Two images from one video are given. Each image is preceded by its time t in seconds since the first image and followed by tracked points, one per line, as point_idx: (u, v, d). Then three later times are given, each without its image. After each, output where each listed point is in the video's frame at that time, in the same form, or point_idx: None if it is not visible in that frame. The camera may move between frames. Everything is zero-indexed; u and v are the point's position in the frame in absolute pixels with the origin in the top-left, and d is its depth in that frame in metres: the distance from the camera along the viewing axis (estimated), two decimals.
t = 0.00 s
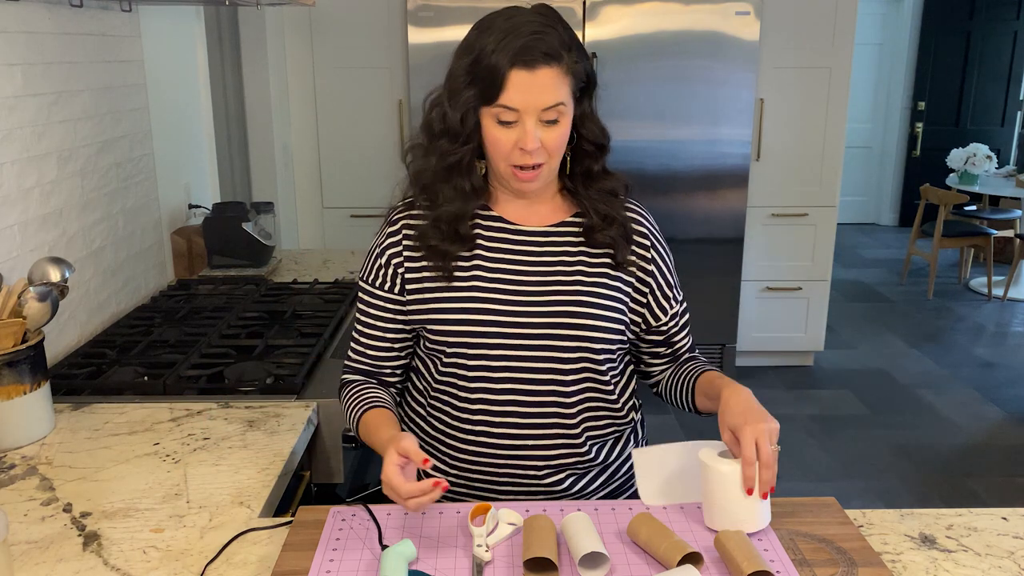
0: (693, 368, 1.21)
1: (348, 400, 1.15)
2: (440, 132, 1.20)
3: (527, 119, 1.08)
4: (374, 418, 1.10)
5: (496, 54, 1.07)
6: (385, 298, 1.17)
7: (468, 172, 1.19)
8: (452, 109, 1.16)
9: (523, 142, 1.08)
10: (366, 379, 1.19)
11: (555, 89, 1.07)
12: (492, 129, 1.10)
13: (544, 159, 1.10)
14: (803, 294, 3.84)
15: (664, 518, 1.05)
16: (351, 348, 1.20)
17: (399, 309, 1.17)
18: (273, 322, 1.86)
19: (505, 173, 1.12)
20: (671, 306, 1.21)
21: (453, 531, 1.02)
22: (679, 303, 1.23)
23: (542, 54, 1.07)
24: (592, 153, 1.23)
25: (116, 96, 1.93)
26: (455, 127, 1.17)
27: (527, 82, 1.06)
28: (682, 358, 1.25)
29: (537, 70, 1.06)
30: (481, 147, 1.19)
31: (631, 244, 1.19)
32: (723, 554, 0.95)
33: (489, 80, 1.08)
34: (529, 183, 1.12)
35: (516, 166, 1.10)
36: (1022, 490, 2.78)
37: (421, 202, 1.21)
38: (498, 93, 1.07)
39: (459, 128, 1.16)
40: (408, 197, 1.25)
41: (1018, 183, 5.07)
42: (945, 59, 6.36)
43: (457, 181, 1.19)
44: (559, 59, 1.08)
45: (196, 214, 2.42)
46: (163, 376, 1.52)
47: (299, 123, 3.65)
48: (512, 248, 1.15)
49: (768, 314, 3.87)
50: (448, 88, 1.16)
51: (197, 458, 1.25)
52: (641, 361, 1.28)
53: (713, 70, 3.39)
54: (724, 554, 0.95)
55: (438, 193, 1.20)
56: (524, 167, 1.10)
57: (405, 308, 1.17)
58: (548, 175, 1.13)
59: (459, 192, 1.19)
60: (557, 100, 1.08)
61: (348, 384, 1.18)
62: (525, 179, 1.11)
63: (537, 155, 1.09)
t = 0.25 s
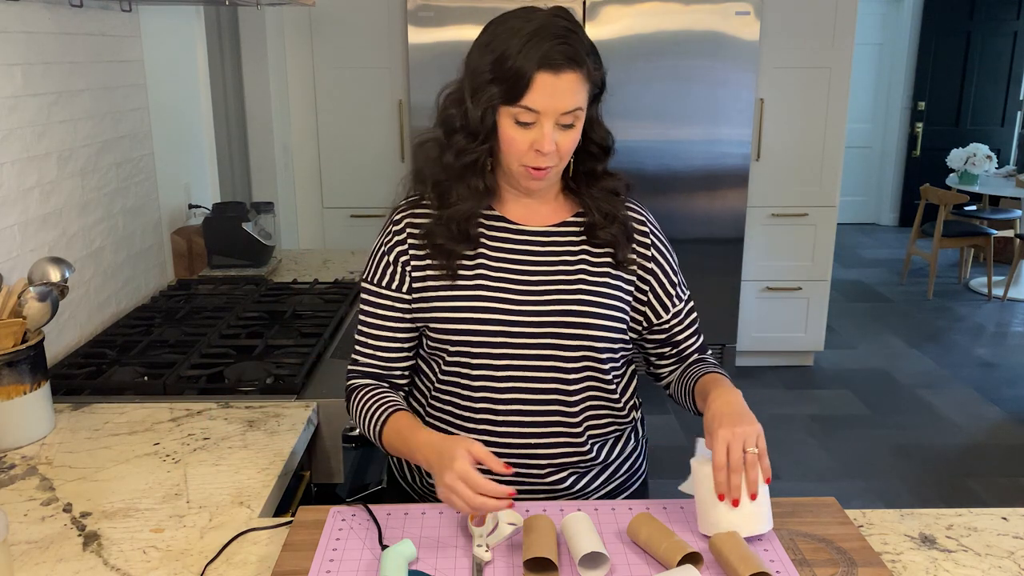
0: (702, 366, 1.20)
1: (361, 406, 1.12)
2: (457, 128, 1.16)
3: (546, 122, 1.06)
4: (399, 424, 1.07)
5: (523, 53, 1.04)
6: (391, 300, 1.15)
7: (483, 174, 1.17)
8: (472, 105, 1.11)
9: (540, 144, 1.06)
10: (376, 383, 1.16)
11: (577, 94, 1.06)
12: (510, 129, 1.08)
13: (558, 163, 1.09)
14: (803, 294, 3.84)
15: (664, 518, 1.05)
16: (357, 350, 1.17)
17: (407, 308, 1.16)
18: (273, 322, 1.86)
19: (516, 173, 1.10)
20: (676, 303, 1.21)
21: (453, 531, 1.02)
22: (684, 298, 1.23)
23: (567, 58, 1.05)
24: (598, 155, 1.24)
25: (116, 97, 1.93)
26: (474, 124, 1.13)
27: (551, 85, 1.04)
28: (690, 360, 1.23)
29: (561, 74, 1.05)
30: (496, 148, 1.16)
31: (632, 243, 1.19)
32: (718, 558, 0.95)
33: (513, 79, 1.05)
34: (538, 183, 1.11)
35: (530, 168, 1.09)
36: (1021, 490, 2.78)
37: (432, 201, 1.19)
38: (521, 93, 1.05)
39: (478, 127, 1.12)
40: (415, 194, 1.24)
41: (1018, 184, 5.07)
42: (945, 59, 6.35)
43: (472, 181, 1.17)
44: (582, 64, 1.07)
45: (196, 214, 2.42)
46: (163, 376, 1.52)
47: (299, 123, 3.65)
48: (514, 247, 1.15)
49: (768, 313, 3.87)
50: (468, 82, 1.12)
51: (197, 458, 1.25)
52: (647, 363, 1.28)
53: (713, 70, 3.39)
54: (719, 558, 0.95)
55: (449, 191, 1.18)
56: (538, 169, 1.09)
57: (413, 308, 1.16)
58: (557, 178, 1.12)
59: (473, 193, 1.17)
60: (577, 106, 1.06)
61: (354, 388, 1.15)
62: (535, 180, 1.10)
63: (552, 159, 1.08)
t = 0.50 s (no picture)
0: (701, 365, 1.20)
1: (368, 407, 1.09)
2: (469, 129, 1.15)
3: (557, 126, 1.06)
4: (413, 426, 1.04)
5: (537, 56, 1.04)
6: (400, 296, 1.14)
7: (493, 177, 1.17)
8: (485, 106, 1.10)
9: (551, 148, 1.06)
10: (386, 382, 1.13)
11: (589, 100, 1.06)
12: (520, 131, 1.08)
13: (566, 165, 1.10)
14: (803, 294, 3.84)
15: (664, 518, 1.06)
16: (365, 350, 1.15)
17: (417, 305, 1.15)
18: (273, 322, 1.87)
19: (523, 174, 1.11)
20: (678, 302, 1.22)
21: (453, 531, 1.02)
22: (687, 296, 1.23)
23: (580, 63, 1.05)
24: (602, 158, 1.24)
25: (116, 96, 1.93)
26: (486, 126, 1.12)
27: (564, 90, 1.04)
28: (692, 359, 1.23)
29: (575, 79, 1.04)
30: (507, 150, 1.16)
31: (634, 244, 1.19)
32: (717, 558, 0.95)
33: (527, 83, 1.04)
34: (545, 185, 1.12)
35: (537, 170, 1.09)
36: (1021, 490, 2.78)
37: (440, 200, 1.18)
38: (533, 97, 1.05)
39: (490, 129, 1.12)
40: (421, 193, 1.23)
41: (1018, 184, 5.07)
42: (945, 59, 6.35)
43: (483, 184, 1.17)
44: (594, 69, 1.07)
45: (196, 214, 2.42)
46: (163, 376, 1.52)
47: (299, 124, 3.65)
48: (516, 247, 1.15)
49: (768, 313, 3.87)
50: (480, 83, 1.11)
51: (197, 458, 1.25)
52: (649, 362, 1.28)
53: (713, 70, 3.39)
54: (718, 559, 0.95)
55: (458, 192, 1.17)
56: (546, 171, 1.09)
57: (422, 306, 1.16)
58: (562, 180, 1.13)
59: (484, 196, 1.17)
60: (588, 111, 1.07)
61: (361, 389, 1.12)
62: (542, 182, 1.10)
63: (561, 162, 1.08)
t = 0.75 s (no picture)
0: (677, 375, 1.21)
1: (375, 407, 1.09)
2: (467, 134, 1.16)
3: (555, 132, 1.06)
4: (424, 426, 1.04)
5: (534, 63, 1.04)
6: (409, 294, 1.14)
7: (494, 180, 1.17)
8: (483, 112, 1.11)
9: (548, 153, 1.06)
10: (393, 382, 1.13)
11: (587, 106, 1.05)
12: (518, 136, 1.08)
13: (564, 172, 1.09)
14: (803, 294, 3.84)
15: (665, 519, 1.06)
16: (372, 350, 1.14)
17: (424, 303, 1.15)
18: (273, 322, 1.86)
19: (522, 180, 1.11)
20: (672, 308, 1.22)
21: (453, 531, 1.02)
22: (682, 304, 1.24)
23: (579, 70, 1.04)
24: (607, 164, 1.24)
25: (116, 97, 1.93)
26: (484, 131, 1.13)
27: (562, 97, 1.04)
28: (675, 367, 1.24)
29: (572, 86, 1.04)
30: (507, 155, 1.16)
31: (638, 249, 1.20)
32: (721, 553, 0.95)
33: (524, 89, 1.04)
34: (544, 191, 1.11)
35: (535, 176, 1.09)
36: (1021, 490, 2.78)
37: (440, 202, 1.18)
38: (531, 102, 1.05)
39: (489, 134, 1.12)
40: (424, 193, 1.23)
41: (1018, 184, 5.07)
42: (945, 58, 6.35)
43: (483, 188, 1.17)
44: (594, 76, 1.06)
45: (196, 214, 2.42)
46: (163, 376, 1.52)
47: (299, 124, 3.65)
48: (521, 247, 1.15)
49: (768, 313, 3.87)
50: (479, 88, 1.11)
51: (197, 458, 1.25)
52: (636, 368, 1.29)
53: (713, 70, 3.39)
54: (723, 554, 0.95)
55: (458, 197, 1.17)
56: (543, 177, 1.09)
57: (429, 305, 1.16)
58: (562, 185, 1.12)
59: (484, 199, 1.17)
60: (586, 118, 1.06)
61: (367, 389, 1.12)
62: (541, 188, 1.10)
63: (559, 168, 1.08)
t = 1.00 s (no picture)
0: (649, 403, 1.19)
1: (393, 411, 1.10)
2: (465, 142, 1.16)
3: (553, 139, 1.05)
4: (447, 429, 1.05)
5: (530, 71, 1.03)
6: (414, 295, 1.14)
7: (493, 187, 1.16)
8: (480, 120, 1.11)
9: (546, 161, 1.06)
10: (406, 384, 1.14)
11: (584, 113, 1.05)
12: (517, 144, 1.08)
13: (563, 178, 1.09)
14: (803, 294, 3.84)
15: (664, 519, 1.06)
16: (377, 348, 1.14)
17: (428, 302, 1.15)
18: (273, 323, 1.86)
19: (523, 185, 1.11)
20: (667, 313, 1.22)
21: (453, 531, 1.02)
22: (675, 311, 1.23)
23: (575, 77, 1.04)
24: (608, 168, 1.23)
25: (116, 97, 1.93)
26: (482, 139, 1.12)
27: (559, 105, 1.03)
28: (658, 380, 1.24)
29: (569, 94, 1.03)
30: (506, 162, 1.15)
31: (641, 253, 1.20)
32: (721, 554, 0.95)
33: (520, 98, 1.04)
34: (544, 197, 1.11)
35: (535, 183, 1.09)
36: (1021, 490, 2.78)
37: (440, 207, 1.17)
38: (528, 111, 1.04)
39: (487, 142, 1.12)
40: (423, 193, 1.22)
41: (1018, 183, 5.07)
42: (945, 58, 6.35)
43: (483, 195, 1.15)
44: (591, 82, 1.05)
45: (196, 214, 2.42)
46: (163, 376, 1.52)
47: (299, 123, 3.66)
48: (524, 248, 1.15)
49: (768, 314, 3.87)
50: (476, 96, 1.11)
51: (197, 458, 1.25)
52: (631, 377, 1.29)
53: (713, 70, 3.39)
54: (722, 556, 0.95)
55: (458, 204, 1.16)
56: (542, 184, 1.09)
57: (432, 304, 1.16)
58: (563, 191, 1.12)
59: (484, 206, 1.15)
60: (584, 124, 1.05)
61: (384, 393, 1.12)
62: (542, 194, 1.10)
63: (558, 175, 1.08)
